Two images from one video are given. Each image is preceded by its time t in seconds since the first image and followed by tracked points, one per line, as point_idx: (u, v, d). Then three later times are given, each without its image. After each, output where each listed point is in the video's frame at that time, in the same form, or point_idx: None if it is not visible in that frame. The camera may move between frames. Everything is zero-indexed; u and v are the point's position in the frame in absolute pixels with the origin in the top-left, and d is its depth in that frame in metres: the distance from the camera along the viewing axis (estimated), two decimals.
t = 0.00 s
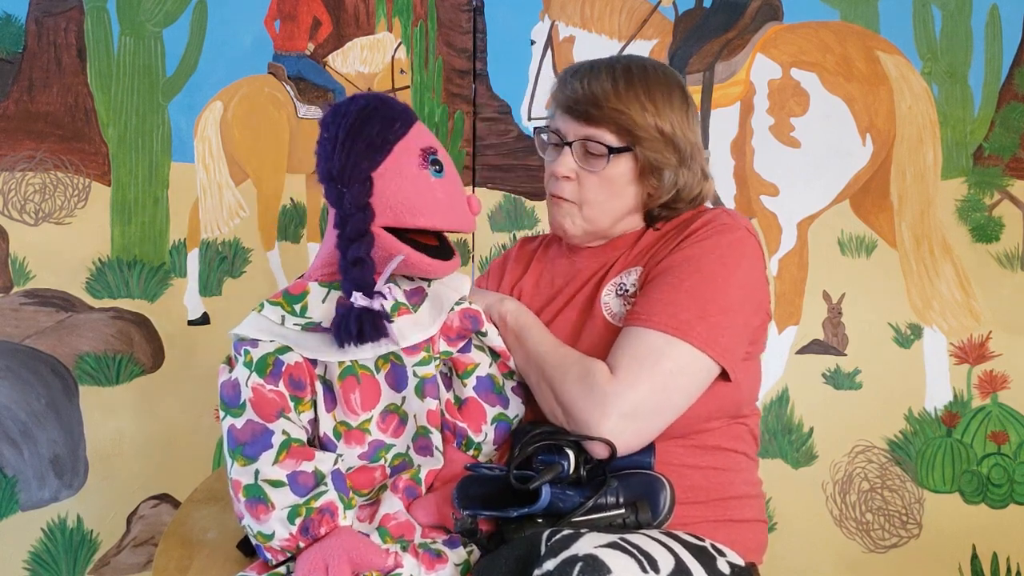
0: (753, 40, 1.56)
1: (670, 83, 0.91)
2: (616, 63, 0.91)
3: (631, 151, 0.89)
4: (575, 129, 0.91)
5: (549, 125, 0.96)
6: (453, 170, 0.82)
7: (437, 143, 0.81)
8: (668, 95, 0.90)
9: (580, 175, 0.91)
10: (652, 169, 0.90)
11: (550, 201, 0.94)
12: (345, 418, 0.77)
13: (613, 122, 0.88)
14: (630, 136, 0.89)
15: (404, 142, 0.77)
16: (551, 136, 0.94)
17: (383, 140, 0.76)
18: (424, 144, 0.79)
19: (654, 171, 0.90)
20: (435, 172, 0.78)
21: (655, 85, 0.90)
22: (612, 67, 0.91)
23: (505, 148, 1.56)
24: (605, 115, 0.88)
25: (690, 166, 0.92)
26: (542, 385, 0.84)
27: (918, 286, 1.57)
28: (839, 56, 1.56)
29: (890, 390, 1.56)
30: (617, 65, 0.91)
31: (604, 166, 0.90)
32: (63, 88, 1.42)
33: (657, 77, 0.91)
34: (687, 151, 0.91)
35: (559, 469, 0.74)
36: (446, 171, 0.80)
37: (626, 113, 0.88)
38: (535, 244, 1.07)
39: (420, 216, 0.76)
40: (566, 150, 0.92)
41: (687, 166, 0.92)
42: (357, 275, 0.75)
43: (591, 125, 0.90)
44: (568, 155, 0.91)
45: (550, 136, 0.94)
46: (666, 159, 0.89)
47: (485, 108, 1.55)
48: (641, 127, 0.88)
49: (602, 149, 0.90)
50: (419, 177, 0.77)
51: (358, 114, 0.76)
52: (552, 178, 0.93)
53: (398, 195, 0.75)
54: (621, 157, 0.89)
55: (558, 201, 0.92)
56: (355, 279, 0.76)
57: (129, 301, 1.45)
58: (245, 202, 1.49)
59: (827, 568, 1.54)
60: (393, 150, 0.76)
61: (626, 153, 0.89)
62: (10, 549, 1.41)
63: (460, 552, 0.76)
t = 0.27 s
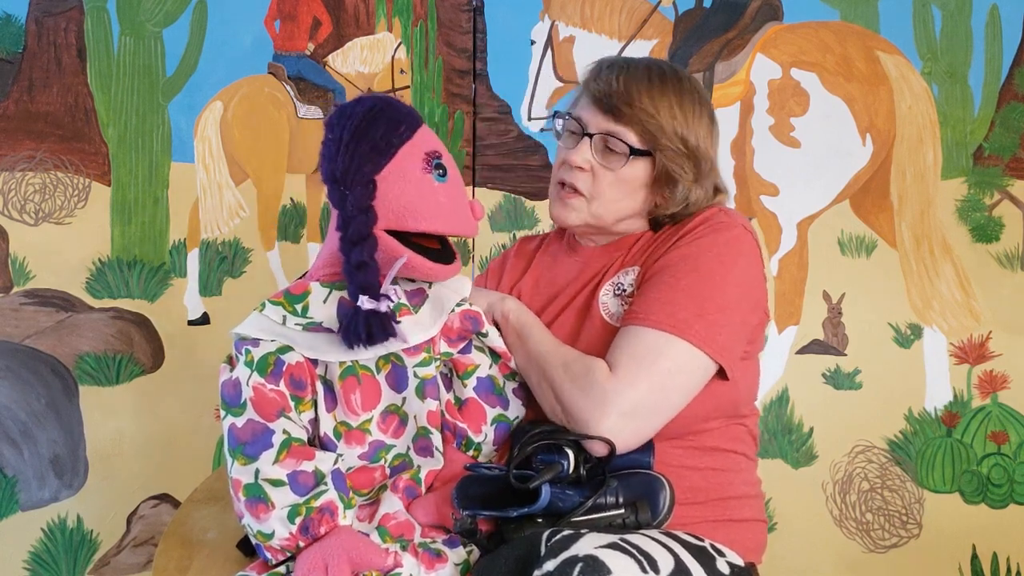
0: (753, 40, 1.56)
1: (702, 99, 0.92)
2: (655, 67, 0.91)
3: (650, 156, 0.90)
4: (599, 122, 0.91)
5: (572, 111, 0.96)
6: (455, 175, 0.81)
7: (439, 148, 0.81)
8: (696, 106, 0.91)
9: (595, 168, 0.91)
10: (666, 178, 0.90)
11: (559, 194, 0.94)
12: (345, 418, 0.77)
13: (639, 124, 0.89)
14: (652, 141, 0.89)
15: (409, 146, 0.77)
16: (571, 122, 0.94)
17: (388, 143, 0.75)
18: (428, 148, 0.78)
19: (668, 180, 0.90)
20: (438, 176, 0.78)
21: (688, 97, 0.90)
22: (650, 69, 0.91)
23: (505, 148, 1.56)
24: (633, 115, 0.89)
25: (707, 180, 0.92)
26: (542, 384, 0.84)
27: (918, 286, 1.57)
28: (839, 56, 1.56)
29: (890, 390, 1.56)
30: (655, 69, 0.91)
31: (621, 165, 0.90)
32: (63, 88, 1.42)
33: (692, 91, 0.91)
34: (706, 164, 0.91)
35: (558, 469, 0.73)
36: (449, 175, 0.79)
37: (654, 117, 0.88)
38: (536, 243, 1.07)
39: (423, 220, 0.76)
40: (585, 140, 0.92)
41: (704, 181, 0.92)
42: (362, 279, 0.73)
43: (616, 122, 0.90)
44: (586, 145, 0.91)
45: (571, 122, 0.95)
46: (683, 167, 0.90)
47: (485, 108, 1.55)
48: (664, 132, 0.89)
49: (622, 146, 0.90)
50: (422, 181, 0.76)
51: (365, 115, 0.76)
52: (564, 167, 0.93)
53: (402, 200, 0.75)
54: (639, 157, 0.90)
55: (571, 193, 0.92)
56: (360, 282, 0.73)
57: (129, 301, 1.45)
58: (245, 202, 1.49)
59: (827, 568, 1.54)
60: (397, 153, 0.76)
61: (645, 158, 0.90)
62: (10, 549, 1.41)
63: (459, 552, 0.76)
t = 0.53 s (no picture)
0: (753, 40, 1.56)
1: (713, 104, 0.90)
2: (663, 74, 0.90)
3: (659, 169, 0.89)
4: (607, 136, 0.90)
5: (581, 121, 0.95)
6: (463, 181, 0.79)
7: (449, 154, 0.78)
8: (707, 115, 0.89)
9: (603, 181, 0.90)
10: (677, 189, 0.90)
11: (570, 207, 0.94)
12: (347, 420, 0.77)
13: (646, 139, 0.88)
14: (661, 155, 0.88)
15: (416, 151, 0.75)
16: (579, 134, 0.94)
17: (392, 149, 0.73)
18: (436, 154, 0.76)
19: (679, 192, 0.90)
20: (443, 184, 0.75)
21: (698, 106, 0.89)
22: (658, 78, 0.89)
23: (505, 148, 1.56)
24: (640, 130, 0.88)
25: (717, 190, 0.92)
26: (558, 363, 0.83)
27: (918, 286, 1.57)
28: (839, 56, 1.56)
29: (890, 390, 1.56)
30: (664, 77, 0.89)
31: (630, 178, 0.90)
32: (63, 88, 1.42)
33: (702, 98, 0.90)
34: (717, 174, 0.91)
35: (560, 470, 0.73)
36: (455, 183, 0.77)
37: (662, 132, 0.87)
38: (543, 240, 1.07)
39: (423, 228, 0.73)
40: (593, 154, 0.91)
41: (714, 190, 0.91)
42: (353, 284, 0.72)
43: (623, 137, 0.89)
44: (594, 160, 0.91)
45: (579, 134, 0.94)
46: (694, 179, 0.89)
47: (485, 108, 1.55)
48: (673, 145, 0.88)
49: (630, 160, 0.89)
50: (428, 188, 0.74)
51: (371, 118, 0.74)
52: (573, 181, 0.93)
53: (404, 206, 0.72)
54: (648, 171, 0.89)
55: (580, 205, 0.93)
56: (351, 287, 0.72)
57: (129, 301, 1.45)
58: (245, 202, 1.49)
59: (827, 568, 1.54)
60: (402, 159, 0.74)
61: (654, 171, 0.89)
62: (9, 549, 1.41)
63: (460, 553, 0.76)
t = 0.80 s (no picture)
0: (753, 40, 1.56)
1: (717, 104, 0.90)
2: (666, 76, 0.90)
3: (664, 171, 0.90)
4: (611, 140, 0.91)
5: (586, 123, 0.96)
6: (466, 191, 0.77)
7: (453, 162, 0.76)
8: (711, 116, 0.90)
9: (609, 185, 0.91)
10: (682, 191, 0.90)
11: (575, 209, 0.94)
12: (350, 419, 0.77)
13: (651, 141, 0.88)
14: (665, 158, 0.89)
15: (416, 157, 0.73)
16: (584, 136, 0.95)
17: (389, 153, 0.72)
18: (437, 162, 0.74)
19: (684, 194, 0.91)
20: (439, 193, 0.74)
21: (701, 107, 0.89)
22: (661, 80, 0.89)
23: (505, 148, 1.56)
24: (645, 133, 0.88)
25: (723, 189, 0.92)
26: (567, 395, 0.84)
27: (918, 286, 1.57)
28: (839, 56, 1.56)
29: (890, 390, 1.56)
30: (667, 79, 0.89)
31: (636, 181, 0.90)
32: (63, 89, 1.43)
33: (706, 99, 0.90)
34: (722, 175, 0.91)
35: (562, 468, 0.73)
36: (453, 194, 0.75)
37: (666, 134, 0.88)
38: (546, 241, 1.07)
39: (408, 239, 0.72)
40: (597, 157, 0.92)
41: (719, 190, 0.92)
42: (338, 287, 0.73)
43: (628, 140, 0.90)
44: (599, 163, 0.91)
45: (584, 137, 0.95)
46: (699, 181, 0.90)
47: (485, 108, 1.56)
48: (678, 148, 0.88)
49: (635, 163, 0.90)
50: (419, 197, 0.72)
51: (376, 120, 0.74)
52: (578, 185, 0.94)
53: (392, 214, 0.72)
54: (653, 174, 0.90)
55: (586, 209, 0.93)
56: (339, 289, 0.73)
57: (129, 301, 1.45)
58: (245, 202, 1.49)
59: (827, 568, 1.54)
60: (397, 165, 0.72)
61: (658, 174, 0.90)
62: (10, 549, 1.41)
63: (460, 552, 0.76)
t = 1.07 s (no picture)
0: (753, 40, 1.56)
1: (717, 103, 0.90)
2: (664, 76, 0.90)
3: (666, 172, 0.90)
4: (611, 143, 0.91)
5: (585, 126, 0.96)
6: (477, 201, 0.76)
7: (464, 170, 0.76)
8: (712, 115, 0.89)
9: (611, 188, 0.91)
10: (685, 192, 0.90)
11: (578, 213, 0.95)
12: (354, 421, 0.77)
13: (651, 143, 0.88)
14: (666, 159, 0.89)
15: (427, 165, 0.73)
16: (584, 140, 0.95)
17: (398, 160, 0.73)
18: (447, 170, 0.74)
19: (687, 194, 0.91)
20: (449, 201, 0.74)
21: (701, 106, 0.89)
22: (659, 80, 0.89)
23: (505, 148, 1.56)
24: (645, 135, 0.88)
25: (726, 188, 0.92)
26: (569, 401, 0.84)
27: (918, 286, 1.57)
28: (839, 57, 1.56)
29: (889, 390, 1.56)
30: (665, 79, 0.89)
31: (637, 184, 0.90)
32: (63, 89, 1.43)
33: (705, 98, 0.89)
34: (724, 174, 0.91)
35: (564, 467, 0.74)
36: (463, 203, 0.75)
37: (666, 135, 0.88)
38: (550, 243, 1.07)
39: (416, 246, 0.72)
40: (598, 162, 0.92)
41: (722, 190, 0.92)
42: (337, 290, 0.73)
43: (628, 142, 0.90)
44: (600, 166, 0.92)
45: (584, 141, 0.95)
46: (701, 181, 0.90)
47: (485, 108, 1.56)
48: (679, 149, 0.88)
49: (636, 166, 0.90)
50: (429, 204, 0.72)
51: (388, 126, 0.74)
52: (580, 189, 0.94)
53: (401, 221, 0.72)
54: (654, 176, 0.90)
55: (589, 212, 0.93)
56: (339, 290, 0.73)
57: (129, 301, 1.45)
58: (245, 203, 1.49)
59: (826, 567, 1.54)
60: (407, 173, 0.73)
61: (660, 175, 0.90)
62: (10, 549, 1.41)
63: (460, 551, 0.76)
